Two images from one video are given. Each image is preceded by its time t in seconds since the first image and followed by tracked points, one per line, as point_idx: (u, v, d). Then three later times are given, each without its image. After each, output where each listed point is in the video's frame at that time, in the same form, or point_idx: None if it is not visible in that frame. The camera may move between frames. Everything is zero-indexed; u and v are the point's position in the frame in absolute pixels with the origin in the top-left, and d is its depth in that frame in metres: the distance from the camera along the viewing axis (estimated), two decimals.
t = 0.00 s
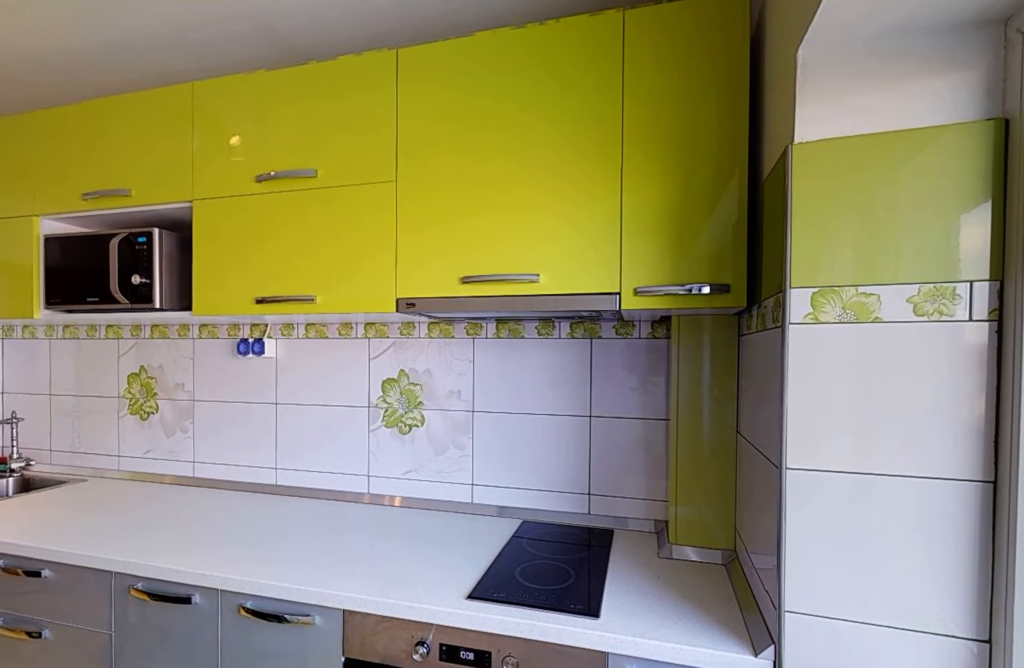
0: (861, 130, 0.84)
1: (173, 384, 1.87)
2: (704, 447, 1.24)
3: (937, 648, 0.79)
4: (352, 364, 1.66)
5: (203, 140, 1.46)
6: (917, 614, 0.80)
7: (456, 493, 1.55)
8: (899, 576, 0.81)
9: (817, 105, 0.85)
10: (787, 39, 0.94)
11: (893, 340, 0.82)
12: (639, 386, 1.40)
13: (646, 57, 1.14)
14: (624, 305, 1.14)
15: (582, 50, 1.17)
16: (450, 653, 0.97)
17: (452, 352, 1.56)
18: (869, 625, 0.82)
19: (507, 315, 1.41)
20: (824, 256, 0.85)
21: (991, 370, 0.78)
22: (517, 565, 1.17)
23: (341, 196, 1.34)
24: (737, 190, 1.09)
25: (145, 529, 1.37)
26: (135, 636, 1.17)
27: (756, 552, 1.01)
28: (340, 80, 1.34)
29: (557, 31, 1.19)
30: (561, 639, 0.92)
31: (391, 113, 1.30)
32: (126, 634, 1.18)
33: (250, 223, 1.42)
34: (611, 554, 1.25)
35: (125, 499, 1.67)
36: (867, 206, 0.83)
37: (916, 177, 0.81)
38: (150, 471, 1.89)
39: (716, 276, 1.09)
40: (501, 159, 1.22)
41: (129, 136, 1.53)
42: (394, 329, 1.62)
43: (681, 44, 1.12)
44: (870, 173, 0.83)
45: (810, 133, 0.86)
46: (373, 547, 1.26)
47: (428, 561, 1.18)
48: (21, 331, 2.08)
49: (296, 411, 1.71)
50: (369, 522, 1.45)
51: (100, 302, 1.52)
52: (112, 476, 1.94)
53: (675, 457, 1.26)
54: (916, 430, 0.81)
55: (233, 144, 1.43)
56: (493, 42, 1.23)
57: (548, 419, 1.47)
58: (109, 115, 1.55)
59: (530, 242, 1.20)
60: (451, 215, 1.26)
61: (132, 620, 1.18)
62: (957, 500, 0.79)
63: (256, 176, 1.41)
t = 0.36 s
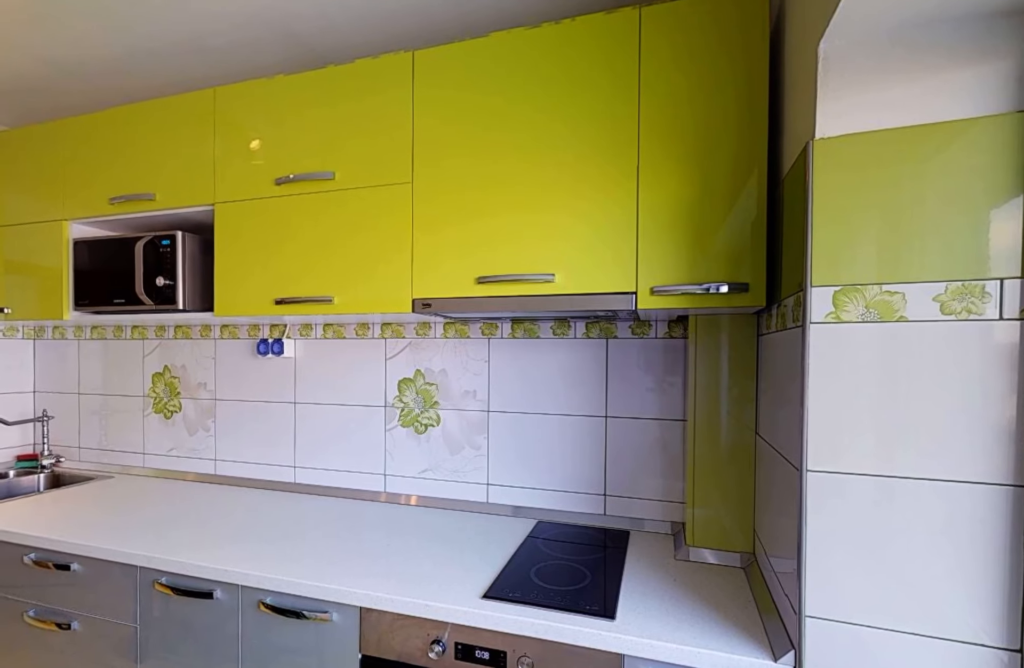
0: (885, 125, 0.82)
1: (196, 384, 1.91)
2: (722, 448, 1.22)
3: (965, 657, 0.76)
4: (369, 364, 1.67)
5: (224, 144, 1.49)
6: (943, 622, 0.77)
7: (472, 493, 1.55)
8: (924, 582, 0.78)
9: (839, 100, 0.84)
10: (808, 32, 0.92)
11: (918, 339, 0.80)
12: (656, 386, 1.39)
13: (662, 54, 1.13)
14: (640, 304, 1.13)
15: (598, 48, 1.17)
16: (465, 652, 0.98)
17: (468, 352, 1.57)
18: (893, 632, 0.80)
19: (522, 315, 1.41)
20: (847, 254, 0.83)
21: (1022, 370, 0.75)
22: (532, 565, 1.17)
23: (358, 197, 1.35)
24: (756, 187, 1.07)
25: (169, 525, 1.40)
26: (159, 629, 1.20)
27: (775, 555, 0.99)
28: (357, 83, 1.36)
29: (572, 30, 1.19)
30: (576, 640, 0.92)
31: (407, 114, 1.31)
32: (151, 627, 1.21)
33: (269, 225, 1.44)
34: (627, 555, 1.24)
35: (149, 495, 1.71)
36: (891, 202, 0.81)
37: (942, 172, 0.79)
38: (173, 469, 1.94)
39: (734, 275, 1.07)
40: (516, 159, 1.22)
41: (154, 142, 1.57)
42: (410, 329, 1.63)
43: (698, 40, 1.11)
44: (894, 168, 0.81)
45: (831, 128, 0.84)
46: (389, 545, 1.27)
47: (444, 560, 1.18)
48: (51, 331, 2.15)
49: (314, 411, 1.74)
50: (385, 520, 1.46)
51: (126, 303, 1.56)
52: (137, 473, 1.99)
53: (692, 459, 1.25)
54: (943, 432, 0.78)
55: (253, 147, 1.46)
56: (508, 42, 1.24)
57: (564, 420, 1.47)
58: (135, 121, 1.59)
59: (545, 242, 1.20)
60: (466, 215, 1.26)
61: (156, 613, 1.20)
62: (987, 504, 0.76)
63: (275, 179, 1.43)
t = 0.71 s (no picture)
0: (910, 120, 0.80)
1: (217, 383, 1.95)
2: (741, 450, 1.20)
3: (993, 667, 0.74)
4: (385, 364, 1.69)
5: (245, 148, 1.51)
6: (970, 629, 0.75)
7: (487, 493, 1.56)
8: (951, 588, 0.76)
9: (862, 94, 0.82)
10: (829, 25, 0.90)
11: (945, 339, 0.78)
12: (672, 386, 1.38)
13: (680, 50, 1.11)
14: (657, 304, 1.12)
15: (614, 46, 1.16)
16: (480, 651, 0.98)
17: (483, 352, 1.57)
18: (918, 639, 0.78)
19: (537, 315, 1.41)
20: (870, 251, 0.81)
21: None
22: (548, 565, 1.17)
23: (375, 198, 1.37)
24: (776, 184, 1.05)
25: (191, 522, 1.43)
26: (182, 623, 1.23)
27: (795, 559, 0.97)
28: (374, 85, 1.37)
29: (588, 28, 1.18)
30: (592, 641, 0.91)
31: (423, 116, 1.32)
32: (174, 620, 1.24)
33: (289, 227, 1.46)
34: (644, 557, 1.23)
35: (173, 493, 1.75)
36: (917, 198, 0.79)
37: (971, 166, 0.76)
38: (196, 466, 1.98)
39: (753, 274, 1.05)
40: (532, 159, 1.22)
41: (177, 146, 1.60)
42: (425, 329, 1.64)
43: (716, 35, 1.09)
44: (919, 163, 0.79)
45: (854, 123, 0.82)
46: (405, 544, 1.28)
47: (459, 559, 1.19)
48: (80, 332, 2.21)
49: (331, 410, 1.76)
50: (402, 519, 1.47)
51: (151, 304, 1.60)
52: (161, 470, 2.04)
53: (710, 460, 1.23)
54: (971, 434, 0.76)
55: (273, 151, 1.48)
56: (524, 42, 1.24)
57: (579, 420, 1.46)
58: (160, 126, 1.63)
59: (561, 242, 1.19)
60: (481, 215, 1.26)
61: (179, 607, 1.23)
62: (1017, 509, 0.73)
63: (294, 182, 1.45)
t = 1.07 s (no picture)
0: (935, 114, 0.78)
1: (237, 383, 1.98)
2: (759, 451, 1.18)
3: None
4: (401, 364, 1.70)
5: (264, 151, 1.54)
6: (998, 637, 0.73)
7: (502, 492, 1.56)
8: (977, 596, 0.74)
9: (885, 88, 0.80)
10: (850, 19, 0.88)
11: (972, 339, 0.75)
12: (689, 387, 1.36)
13: (696, 47, 1.10)
14: (673, 304, 1.11)
15: (629, 44, 1.15)
16: (495, 651, 0.98)
17: (498, 352, 1.57)
18: (942, 647, 0.76)
19: (552, 315, 1.40)
20: (893, 249, 0.79)
21: None
22: (562, 566, 1.16)
23: (391, 200, 1.38)
24: (795, 181, 1.03)
25: (212, 518, 1.46)
26: (203, 618, 1.25)
27: (816, 563, 0.96)
28: (390, 88, 1.38)
29: (603, 27, 1.18)
30: (607, 643, 0.90)
31: (438, 117, 1.33)
32: (195, 615, 1.27)
33: (306, 229, 1.48)
34: (660, 559, 1.22)
35: (194, 490, 1.79)
36: (942, 194, 0.77)
37: (999, 160, 0.74)
38: (217, 464, 2.02)
39: (771, 273, 1.04)
40: (546, 159, 1.22)
41: (199, 151, 1.64)
42: (440, 329, 1.65)
43: (733, 31, 1.08)
44: (945, 158, 0.77)
45: (876, 118, 0.81)
46: (421, 543, 1.29)
47: (474, 559, 1.19)
48: (106, 332, 2.27)
49: (348, 410, 1.78)
50: (417, 518, 1.48)
51: (173, 305, 1.64)
52: (183, 468, 2.08)
53: (728, 462, 1.21)
54: (1000, 437, 0.74)
55: (291, 154, 1.50)
56: (538, 42, 1.23)
57: (594, 420, 1.45)
58: (182, 132, 1.66)
59: (575, 242, 1.19)
60: (496, 216, 1.27)
61: (200, 602, 1.26)
62: None
63: (312, 185, 1.47)
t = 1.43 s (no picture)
0: (962, 107, 0.75)
1: (257, 382, 2.01)
2: (780, 453, 1.16)
3: None
4: (417, 364, 1.71)
5: (283, 154, 1.56)
6: None
7: (517, 492, 1.56)
8: (1007, 603, 0.72)
9: (909, 81, 0.78)
10: (873, 11, 0.86)
11: (1002, 338, 0.73)
12: (706, 387, 1.34)
13: (714, 43, 1.09)
14: (690, 303, 1.09)
15: (645, 42, 1.14)
16: (510, 650, 0.98)
17: (513, 352, 1.57)
18: (970, 655, 0.73)
19: (567, 315, 1.40)
20: (919, 246, 0.77)
21: None
22: (578, 567, 1.16)
23: (407, 201, 1.39)
24: (816, 178, 1.01)
25: (233, 515, 1.49)
26: (224, 613, 1.28)
27: (838, 567, 0.94)
28: (406, 89, 1.39)
29: (619, 25, 1.17)
30: (623, 645, 0.90)
31: (454, 118, 1.33)
32: (217, 610, 1.29)
33: (325, 230, 1.50)
34: (677, 561, 1.21)
35: (216, 487, 1.82)
36: (971, 189, 0.75)
37: None
38: (237, 462, 2.06)
39: (791, 271, 1.02)
40: (562, 158, 1.22)
41: (220, 155, 1.67)
42: (456, 330, 1.66)
43: (752, 26, 1.06)
44: (974, 152, 0.75)
45: (900, 113, 0.79)
46: (436, 542, 1.30)
47: (489, 558, 1.19)
48: (131, 333, 2.33)
49: (364, 409, 1.79)
50: (432, 517, 1.49)
51: (196, 306, 1.67)
52: (205, 465, 2.12)
53: (747, 464, 1.20)
54: None
55: (309, 157, 1.52)
56: (554, 41, 1.23)
57: (610, 421, 1.45)
58: (204, 136, 1.70)
59: (591, 241, 1.18)
60: (511, 216, 1.27)
61: (221, 597, 1.28)
62: None
63: (330, 187, 1.49)
